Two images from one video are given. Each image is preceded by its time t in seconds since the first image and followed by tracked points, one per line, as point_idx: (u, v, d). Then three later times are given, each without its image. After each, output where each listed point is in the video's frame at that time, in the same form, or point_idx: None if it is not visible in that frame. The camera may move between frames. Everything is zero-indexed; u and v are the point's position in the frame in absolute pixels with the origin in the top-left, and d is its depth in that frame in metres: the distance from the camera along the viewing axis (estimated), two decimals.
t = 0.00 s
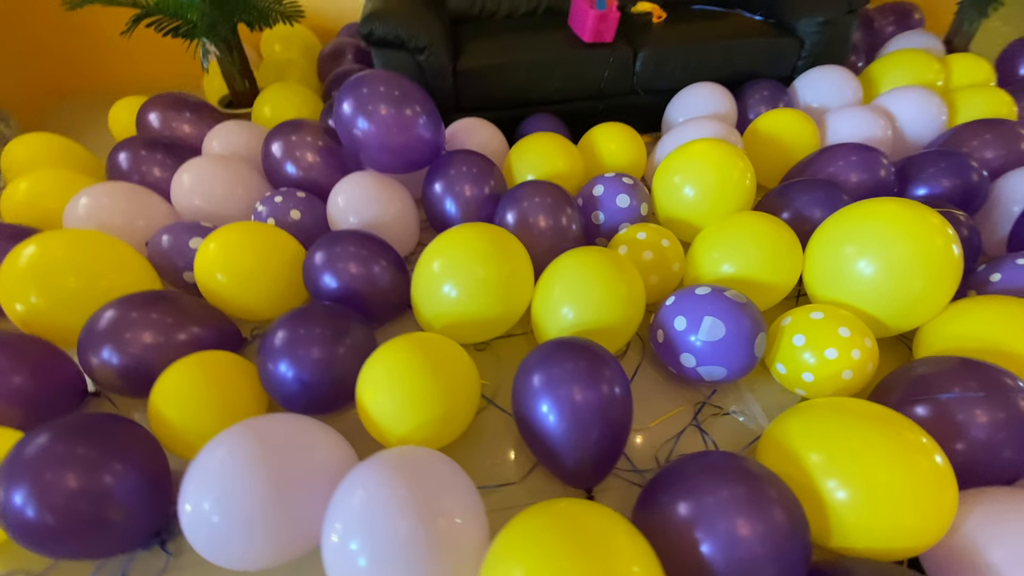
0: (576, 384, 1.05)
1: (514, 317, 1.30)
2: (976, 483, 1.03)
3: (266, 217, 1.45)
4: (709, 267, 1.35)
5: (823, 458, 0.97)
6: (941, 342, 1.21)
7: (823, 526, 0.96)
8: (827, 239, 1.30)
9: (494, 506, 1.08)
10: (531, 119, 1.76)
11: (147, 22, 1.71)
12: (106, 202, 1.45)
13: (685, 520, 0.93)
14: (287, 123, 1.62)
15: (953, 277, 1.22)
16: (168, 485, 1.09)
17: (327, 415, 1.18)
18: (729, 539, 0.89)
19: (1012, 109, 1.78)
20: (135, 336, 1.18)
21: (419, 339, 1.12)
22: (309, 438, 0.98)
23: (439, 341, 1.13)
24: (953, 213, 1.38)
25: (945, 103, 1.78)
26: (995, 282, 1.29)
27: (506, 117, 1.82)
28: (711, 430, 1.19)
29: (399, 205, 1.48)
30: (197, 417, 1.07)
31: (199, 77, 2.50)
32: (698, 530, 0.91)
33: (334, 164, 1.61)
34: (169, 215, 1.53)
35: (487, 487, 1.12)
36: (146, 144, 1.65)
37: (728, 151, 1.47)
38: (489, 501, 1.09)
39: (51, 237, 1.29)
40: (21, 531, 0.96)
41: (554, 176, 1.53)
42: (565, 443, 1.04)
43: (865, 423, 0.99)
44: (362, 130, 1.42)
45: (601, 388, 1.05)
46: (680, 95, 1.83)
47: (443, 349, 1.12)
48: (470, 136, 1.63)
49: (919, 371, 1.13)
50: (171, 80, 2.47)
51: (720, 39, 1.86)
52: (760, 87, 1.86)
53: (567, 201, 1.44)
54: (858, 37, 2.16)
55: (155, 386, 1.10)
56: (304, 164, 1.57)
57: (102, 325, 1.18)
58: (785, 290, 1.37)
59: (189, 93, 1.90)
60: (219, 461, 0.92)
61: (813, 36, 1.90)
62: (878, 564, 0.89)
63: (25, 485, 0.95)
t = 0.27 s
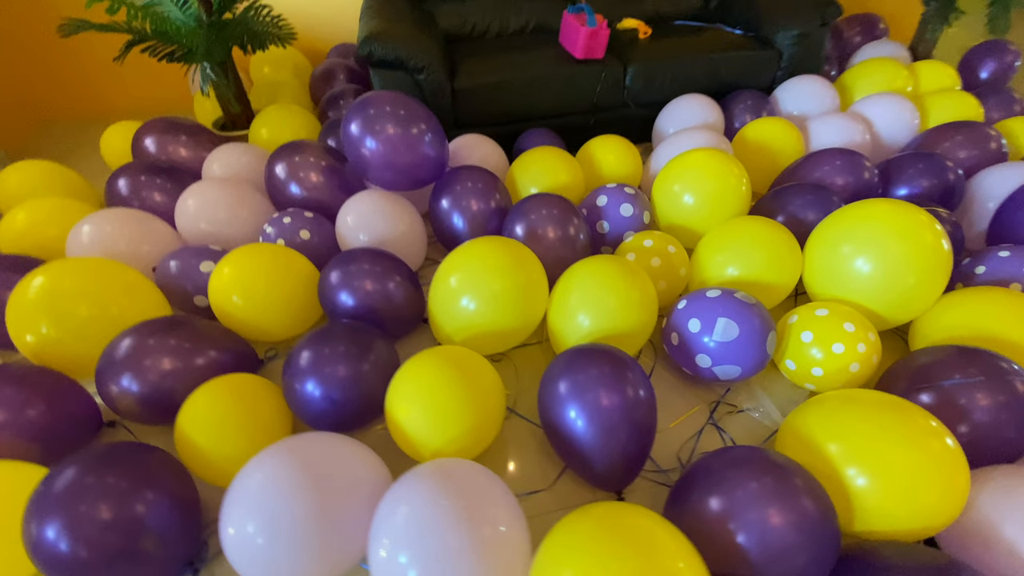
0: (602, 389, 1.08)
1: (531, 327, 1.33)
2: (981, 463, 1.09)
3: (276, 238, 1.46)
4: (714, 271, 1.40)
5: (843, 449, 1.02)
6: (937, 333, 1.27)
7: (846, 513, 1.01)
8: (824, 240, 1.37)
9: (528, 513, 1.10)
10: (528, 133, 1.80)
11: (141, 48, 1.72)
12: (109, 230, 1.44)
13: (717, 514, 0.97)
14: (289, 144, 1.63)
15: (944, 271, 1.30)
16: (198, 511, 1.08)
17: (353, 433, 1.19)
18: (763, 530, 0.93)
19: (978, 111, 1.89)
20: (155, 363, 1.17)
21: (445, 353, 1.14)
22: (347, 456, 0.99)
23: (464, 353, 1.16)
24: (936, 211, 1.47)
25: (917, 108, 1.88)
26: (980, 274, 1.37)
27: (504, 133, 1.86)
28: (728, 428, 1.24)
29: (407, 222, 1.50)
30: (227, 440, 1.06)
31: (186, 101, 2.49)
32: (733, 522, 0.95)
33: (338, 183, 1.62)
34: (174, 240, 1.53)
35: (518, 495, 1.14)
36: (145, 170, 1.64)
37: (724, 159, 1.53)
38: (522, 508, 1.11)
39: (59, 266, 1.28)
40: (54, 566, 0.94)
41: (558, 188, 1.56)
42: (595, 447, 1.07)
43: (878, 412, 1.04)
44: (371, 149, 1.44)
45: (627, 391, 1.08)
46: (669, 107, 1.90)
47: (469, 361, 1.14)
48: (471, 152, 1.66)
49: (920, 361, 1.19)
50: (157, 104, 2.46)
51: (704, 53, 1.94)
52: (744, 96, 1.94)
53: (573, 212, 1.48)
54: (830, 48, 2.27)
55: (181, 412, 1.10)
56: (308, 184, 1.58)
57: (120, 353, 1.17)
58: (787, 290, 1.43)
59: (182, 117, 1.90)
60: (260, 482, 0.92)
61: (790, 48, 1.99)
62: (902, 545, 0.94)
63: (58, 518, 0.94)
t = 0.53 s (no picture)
0: (624, 389, 1.13)
1: (545, 334, 1.37)
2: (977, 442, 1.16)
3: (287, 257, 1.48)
4: (715, 272, 1.46)
5: (853, 435, 1.08)
6: (926, 322, 1.35)
7: (859, 495, 1.06)
8: (817, 240, 1.44)
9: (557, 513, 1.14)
10: (525, 147, 1.86)
11: (138, 72, 1.74)
12: (118, 254, 1.44)
13: (741, 502, 1.02)
14: (294, 164, 1.65)
15: (930, 264, 1.38)
16: (232, 529, 1.08)
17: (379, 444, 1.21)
18: (786, 514, 0.98)
19: (944, 115, 2.02)
20: (178, 384, 1.17)
21: (469, 361, 1.17)
22: (384, 464, 1.01)
23: (487, 361, 1.19)
24: (916, 209, 1.57)
25: (889, 114, 1.99)
26: (960, 266, 1.46)
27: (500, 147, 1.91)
28: (740, 421, 1.29)
29: (416, 236, 1.53)
30: (259, 457, 1.08)
31: (174, 123, 2.49)
32: (757, 509, 1.00)
33: (343, 200, 1.65)
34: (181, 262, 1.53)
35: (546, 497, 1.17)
36: (147, 193, 1.64)
37: (717, 166, 1.60)
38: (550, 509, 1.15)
39: (72, 291, 1.27)
40: None
41: (560, 199, 1.62)
42: (619, 445, 1.11)
43: (882, 399, 1.11)
44: (379, 167, 1.48)
45: (647, 389, 1.13)
46: (658, 118, 1.97)
47: (493, 368, 1.17)
48: (473, 167, 1.70)
49: (914, 350, 1.26)
50: (146, 127, 2.46)
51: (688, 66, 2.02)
52: (728, 106, 2.03)
53: (577, 221, 1.53)
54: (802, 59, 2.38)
55: (210, 431, 1.10)
56: (314, 202, 1.61)
57: (142, 376, 1.17)
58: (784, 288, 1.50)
59: (179, 139, 1.91)
60: (303, 494, 0.94)
61: (767, 61, 2.10)
62: (915, 521, 1.00)
63: (96, 542, 0.94)
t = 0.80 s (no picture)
0: (641, 389, 1.17)
1: (557, 340, 1.41)
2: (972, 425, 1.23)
3: (298, 274, 1.49)
4: (715, 276, 1.53)
5: (859, 424, 1.14)
6: (916, 316, 1.43)
7: (868, 481, 1.12)
8: (809, 241, 1.52)
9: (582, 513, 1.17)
10: (522, 160, 1.91)
11: (137, 95, 1.74)
12: (126, 277, 1.44)
13: (761, 492, 1.06)
14: (297, 182, 1.67)
15: (916, 260, 1.46)
16: (262, 546, 1.09)
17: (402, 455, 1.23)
18: (804, 501, 1.03)
19: (914, 120, 2.13)
20: (200, 405, 1.17)
21: (490, 368, 1.21)
22: (415, 473, 1.03)
23: (507, 368, 1.22)
24: (897, 209, 1.66)
25: (864, 122, 2.10)
26: (941, 262, 1.55)
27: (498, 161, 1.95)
28: (748, 417, 1.34)
29: (424, 249, 1.56)
30: (288, 472, 1.09)
31: (164, 144, 2.49)
32: (777, 500, 1.05)
33: (348, 217, 1.67)
34: (188, 283, 1.53)
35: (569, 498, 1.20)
36: (150, 215, 1.64)
37: (710, 175, 1.67)
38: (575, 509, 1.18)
39: (85, 315, 1.27)
40: None
41: (562, 209, 1.66)
42: (639, 443, 1.15)
43: (882, 389, 1.17)
44: (387, 183, 1.51)
45: (663, 389, 1.17)
46: (648, 129, 2.04)
47: (514, 375, 1.20)
48: (474, 181, 1.74)
49: (906, 342, 1.34)
50: (136, 149, 2.45)
51: (673, 79, 2.10)
52: (713, 116, 2.11)
53: (580, 230, 1.57)
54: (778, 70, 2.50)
55: (237, 448, 1.11)
56: (320, 219, 1.62)
57: (163, 398, 1.17)
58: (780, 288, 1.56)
59: (176, 160, 1.91)
60: (339, 506, 0.96)
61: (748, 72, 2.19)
62: (924, 502, 1.06)
63: (131, 565, 0.93)
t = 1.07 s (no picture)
0: (655, 390, 1.21)
1: (568, 347, 1.44)
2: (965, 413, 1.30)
3: (308, 290, 1.50)
4: (715, 280, 1.58)
5: (864, 416, 1.20)
6: (906, 312, 1.50)
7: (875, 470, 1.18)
8: (803, 244, 1.58)
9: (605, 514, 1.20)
10: (519, 172, 1.95)
11: (135, 117, 1.74)
12: (134, 298, 1.43)
13: (777, 485, 1.11)
14: (302, 200, 1.69)
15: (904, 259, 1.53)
16: (292, 562, 1.09)
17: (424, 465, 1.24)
18: (819, 491, 1.07)
19: (888, 127, 2.24)
20: (220, 423, 1.17)
21: (509, 376, 1.23)
22: (444, 482, 1.05)
23: (525, 375, 1.25)
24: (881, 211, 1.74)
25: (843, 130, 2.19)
26: (925, 260, 1.63)
27: (495, 174, 1.99)
28: (754, 414, 1.40)
29: (431, 262, 1.58)
30: (316, 486, 1.09)
31: (154, 165, 2.47)
32: (793, 492, 1.09)
33: (352, 232, 1.68)
34: (196, 303, 1.53)
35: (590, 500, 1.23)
36: (153, 236, 1.64)
37: (704, 183, 1.73)
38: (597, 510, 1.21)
39: (97, 338, 1.26)
40: None
41: (563, 220, 1.71)
42: (656, 443, 1.19)
43: (883, 382, 1.23)
44: (394, 199, 1.53)
45: (677, 389, 1.21)
46: (638, 140, 2.11)
47: (532, 381, 1.23)
48: (476, 194, 1.78)
49: (900, 337, 1.41)
50: (125, 169, 2.43)
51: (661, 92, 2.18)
52: (701, 127, 2.18)
53: (583, 239, 1.62)
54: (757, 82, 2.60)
55: (262, 465, 1.12)
56: (325, 236, 1.64)
57: (183, 418, 1.17)
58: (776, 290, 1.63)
59: (173, 180, 1.91)
60: (373, 518, 0.97)
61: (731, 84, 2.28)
62: (929, 488, 1.11)
63: None
